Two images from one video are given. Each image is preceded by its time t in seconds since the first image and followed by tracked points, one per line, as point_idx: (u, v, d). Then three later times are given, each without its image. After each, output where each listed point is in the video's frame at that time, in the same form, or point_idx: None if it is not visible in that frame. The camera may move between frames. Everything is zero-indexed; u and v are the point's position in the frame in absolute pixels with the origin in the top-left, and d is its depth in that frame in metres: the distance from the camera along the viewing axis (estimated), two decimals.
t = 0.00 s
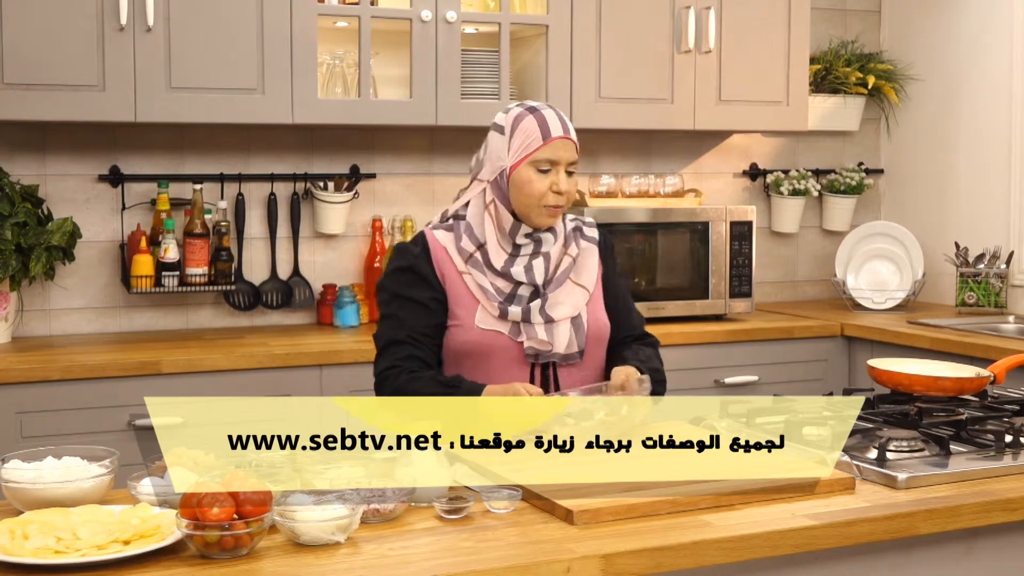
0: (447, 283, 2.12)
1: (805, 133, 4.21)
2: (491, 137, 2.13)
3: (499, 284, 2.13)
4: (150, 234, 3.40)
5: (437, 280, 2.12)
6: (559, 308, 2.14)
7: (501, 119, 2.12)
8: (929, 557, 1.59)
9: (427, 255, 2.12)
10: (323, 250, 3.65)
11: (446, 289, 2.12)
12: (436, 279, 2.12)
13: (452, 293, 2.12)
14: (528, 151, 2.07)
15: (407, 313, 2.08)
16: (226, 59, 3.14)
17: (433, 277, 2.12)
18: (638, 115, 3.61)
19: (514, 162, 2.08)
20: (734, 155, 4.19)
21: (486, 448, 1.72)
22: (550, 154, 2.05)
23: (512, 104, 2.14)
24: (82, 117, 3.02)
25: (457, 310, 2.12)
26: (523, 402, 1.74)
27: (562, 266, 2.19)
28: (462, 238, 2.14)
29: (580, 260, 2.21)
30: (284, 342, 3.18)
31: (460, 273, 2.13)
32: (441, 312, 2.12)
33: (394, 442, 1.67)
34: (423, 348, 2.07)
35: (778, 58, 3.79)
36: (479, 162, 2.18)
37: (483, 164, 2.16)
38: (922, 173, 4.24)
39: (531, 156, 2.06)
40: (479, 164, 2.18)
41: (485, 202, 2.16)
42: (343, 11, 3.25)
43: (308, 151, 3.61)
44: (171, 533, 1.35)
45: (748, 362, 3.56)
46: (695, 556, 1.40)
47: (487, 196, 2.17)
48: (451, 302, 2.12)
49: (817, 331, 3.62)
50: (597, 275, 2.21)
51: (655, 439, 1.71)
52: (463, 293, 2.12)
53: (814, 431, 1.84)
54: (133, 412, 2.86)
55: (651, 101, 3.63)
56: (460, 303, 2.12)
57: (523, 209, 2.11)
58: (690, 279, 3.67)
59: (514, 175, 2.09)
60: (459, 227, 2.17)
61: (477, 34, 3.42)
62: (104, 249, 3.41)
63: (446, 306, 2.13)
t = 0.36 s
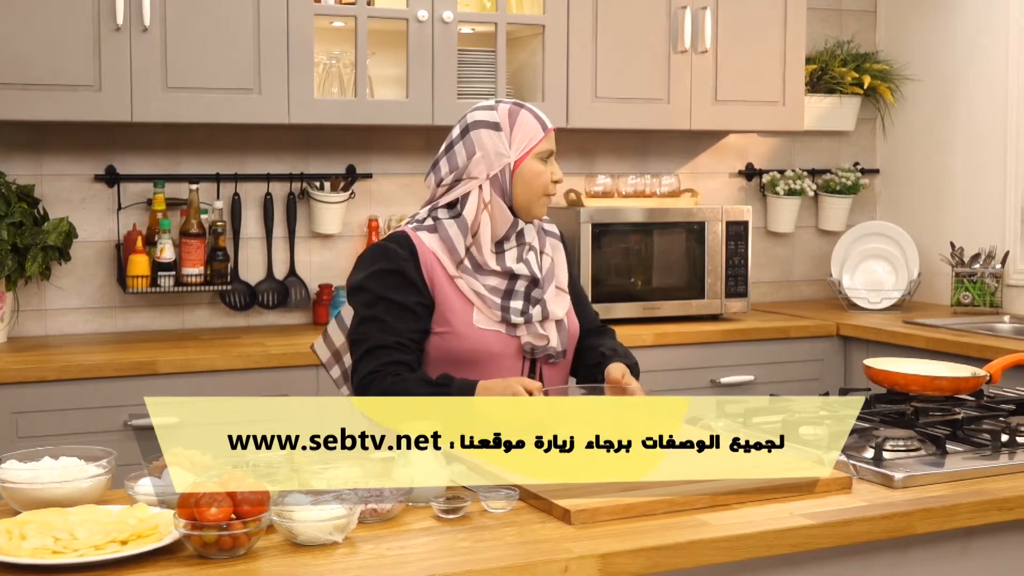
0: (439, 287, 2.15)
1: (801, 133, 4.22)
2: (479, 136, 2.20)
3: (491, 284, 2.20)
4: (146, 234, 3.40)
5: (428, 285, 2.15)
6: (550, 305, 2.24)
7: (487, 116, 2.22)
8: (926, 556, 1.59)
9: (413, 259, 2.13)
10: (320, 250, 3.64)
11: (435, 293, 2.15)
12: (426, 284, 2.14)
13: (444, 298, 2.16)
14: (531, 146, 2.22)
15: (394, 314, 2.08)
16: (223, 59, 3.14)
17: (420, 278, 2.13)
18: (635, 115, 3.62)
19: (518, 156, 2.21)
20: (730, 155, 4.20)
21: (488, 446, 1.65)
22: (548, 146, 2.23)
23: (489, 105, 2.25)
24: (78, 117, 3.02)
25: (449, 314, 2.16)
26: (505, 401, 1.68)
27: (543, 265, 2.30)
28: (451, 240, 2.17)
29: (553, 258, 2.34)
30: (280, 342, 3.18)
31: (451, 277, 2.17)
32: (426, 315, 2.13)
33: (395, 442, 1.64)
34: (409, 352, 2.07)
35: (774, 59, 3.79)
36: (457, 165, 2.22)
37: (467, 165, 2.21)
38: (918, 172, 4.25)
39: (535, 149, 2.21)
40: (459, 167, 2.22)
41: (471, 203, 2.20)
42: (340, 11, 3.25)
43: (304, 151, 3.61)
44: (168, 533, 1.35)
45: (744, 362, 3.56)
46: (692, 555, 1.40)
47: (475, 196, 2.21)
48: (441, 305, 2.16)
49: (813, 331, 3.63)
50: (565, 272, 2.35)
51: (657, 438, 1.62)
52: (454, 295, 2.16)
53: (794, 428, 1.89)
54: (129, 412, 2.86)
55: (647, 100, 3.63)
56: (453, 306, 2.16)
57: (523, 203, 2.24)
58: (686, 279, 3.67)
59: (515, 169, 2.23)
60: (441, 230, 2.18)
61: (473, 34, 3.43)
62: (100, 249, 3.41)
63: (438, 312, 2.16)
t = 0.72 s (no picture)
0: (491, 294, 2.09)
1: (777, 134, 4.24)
2: (494, 139, 2.23)
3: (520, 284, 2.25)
4: (123, 235, 3.38)
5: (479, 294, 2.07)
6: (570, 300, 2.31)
7: (497, 118, 2.25)
8: (902, 554, 1.60)
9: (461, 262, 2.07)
10: (297, 251, 3.64)
11: (482, 293, 2.07)
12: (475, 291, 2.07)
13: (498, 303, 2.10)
14: (541, 144, 2.28)
15: (418, 318, 1.97)
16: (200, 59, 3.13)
17: (462, 282, 2.05)
18: (613, 116, 3.63)
19: (532, 155, 2.27)
20: (707, 155, 4.21)
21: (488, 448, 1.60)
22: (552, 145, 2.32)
23: (494, 107, 2.28)
24: (54, 117, 3.00)
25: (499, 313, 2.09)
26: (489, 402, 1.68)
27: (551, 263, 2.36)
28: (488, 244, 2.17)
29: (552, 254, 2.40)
30: (258, 343, 3.17)
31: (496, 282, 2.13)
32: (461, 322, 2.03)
33: (394, 442, 1.59)
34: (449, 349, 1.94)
35: (751, 59, 3.81)
36: (473, 170, 2.24)
37: (484, 168, 2.23)
38: (894, 172, 4.28)
39: (545, 147, 2.28)
40: (477, 170, 2.24)
41: (495, 207, 2.23)
42: (317, 12, 3.24)
43: (282, 151, 3.59)
44: (146, 534, 1.35)
45: (720, 362, 3.57)
46: (671, 555, 1.41)
47: (498, 197, 2.23)
48: (487, 306, 2.07)
49: (790, 331, 3.65)
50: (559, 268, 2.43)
51: (655, 438, 1.64)
52: (501, 295, 2.12)
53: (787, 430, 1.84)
54: (106, 414, 2.84)
55: (625, 101, 3.64)
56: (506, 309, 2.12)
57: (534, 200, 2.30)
58: (663, 278, 3.69)
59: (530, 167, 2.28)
60: (474, 234, 2.18)
61: (451, 35, 3.42)
62: (76, 250, 3.39)
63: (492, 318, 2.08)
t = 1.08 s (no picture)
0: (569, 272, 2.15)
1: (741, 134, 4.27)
2: (529, 144, 2.24)
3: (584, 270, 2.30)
4: (87, 236, 3.35)
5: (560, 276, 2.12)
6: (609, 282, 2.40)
7: (532, 125, 2.25)
8: (866, 551, 1.62)
9: (545, 251, 2.11)
10: (262, 252, 3.62)
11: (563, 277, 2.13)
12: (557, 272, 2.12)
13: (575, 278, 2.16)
14: (573, 147, 2.29)
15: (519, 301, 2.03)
16: (163, 59, 3.11)
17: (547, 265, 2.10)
18: (579, 116, 3.64)
19: (565, 159, 2.28)
20: (672, 155, 4.24)
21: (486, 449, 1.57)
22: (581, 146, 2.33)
23: (526, 114, 2.28)
24: (15, 117, 2.97)
25: (584, 293, 2.17)
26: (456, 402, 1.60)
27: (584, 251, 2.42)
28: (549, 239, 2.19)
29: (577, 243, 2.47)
30: (224, 344, 3.15)
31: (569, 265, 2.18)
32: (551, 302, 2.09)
33: (394, 442, 1.61)
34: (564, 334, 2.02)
35: (716, 60, 3.83)
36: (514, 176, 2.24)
37: (524, 176, 2.24)
38: (857, 172, 4.32)
39: (577, 151, 2.30)
40: (517, 178, 2.24)
41: (540, 207, 2.23)
42: (282, 11, 3.23)
43: (247, 151, 3.58)
44: (111, 537, 1.34)
45: (686, 361, 3.60)
46: (639, 553, 1.41)
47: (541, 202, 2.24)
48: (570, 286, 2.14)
49: (755, 330, 3.68)
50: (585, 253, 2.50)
51: (655, 438, 1.70)
52: (577, 274, 2.18)
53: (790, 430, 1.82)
54: (70, 417, 2.81)
55: (590, 101, 3.65)
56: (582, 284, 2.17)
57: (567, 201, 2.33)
58: (629, 278, 3.70)
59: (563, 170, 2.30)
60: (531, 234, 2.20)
61: (416, 35, 3.42)
62: (38, 251, 3.35)
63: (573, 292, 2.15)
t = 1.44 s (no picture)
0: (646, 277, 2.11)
1: (705, 134, 4.30)
2: (599, 157, 2.14)
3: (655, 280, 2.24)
4: (48, 238, 3.31)
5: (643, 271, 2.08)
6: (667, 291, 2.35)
7: (603, 134, 2.16)
8: (828, 548, 1.64)
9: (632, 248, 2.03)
10: (226, 253, 3.60)
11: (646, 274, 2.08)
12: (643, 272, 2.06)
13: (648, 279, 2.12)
14: (639, 160, 2.21)
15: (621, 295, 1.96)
16: (125, 59, 3.08)
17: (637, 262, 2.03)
18: (543, 116, 3.65)
19: (631, 172, 2.20)
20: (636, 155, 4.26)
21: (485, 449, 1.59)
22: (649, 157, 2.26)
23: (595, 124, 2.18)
24: None
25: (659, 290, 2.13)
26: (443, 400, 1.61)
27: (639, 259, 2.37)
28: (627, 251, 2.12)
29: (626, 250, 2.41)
30: (188, 346, 3.13)
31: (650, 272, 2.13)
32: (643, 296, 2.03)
33: (394, 442, 1.59)
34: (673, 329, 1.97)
35: (679, 60, 3.86)
36: (585, 187, 2.14)
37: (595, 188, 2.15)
38: (820, 172, 4.36)
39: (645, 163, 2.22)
40: (588, 189, 2.14)
41: (615, 219, 2.14)
42: (245, 11, 3.22)
43: (210, 151, 3.56)
44: (73, 541, 1.33)
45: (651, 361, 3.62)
46: (604, 552, 1.42)
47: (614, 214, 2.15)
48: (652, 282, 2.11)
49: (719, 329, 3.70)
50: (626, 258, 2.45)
51: (655, 438, 1.68)
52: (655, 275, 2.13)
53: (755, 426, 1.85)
54: (31, 419, 2.78)
55: (554, 101, 3.66)
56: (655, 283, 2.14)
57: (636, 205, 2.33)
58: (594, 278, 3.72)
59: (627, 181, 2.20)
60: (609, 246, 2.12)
61: (380, 35, 3.42)
62: None
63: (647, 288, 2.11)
